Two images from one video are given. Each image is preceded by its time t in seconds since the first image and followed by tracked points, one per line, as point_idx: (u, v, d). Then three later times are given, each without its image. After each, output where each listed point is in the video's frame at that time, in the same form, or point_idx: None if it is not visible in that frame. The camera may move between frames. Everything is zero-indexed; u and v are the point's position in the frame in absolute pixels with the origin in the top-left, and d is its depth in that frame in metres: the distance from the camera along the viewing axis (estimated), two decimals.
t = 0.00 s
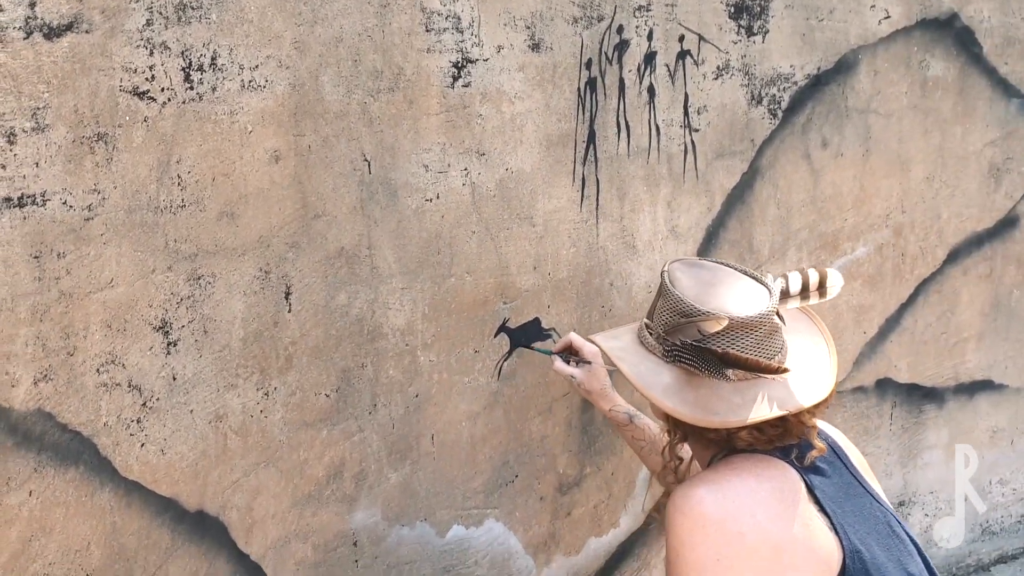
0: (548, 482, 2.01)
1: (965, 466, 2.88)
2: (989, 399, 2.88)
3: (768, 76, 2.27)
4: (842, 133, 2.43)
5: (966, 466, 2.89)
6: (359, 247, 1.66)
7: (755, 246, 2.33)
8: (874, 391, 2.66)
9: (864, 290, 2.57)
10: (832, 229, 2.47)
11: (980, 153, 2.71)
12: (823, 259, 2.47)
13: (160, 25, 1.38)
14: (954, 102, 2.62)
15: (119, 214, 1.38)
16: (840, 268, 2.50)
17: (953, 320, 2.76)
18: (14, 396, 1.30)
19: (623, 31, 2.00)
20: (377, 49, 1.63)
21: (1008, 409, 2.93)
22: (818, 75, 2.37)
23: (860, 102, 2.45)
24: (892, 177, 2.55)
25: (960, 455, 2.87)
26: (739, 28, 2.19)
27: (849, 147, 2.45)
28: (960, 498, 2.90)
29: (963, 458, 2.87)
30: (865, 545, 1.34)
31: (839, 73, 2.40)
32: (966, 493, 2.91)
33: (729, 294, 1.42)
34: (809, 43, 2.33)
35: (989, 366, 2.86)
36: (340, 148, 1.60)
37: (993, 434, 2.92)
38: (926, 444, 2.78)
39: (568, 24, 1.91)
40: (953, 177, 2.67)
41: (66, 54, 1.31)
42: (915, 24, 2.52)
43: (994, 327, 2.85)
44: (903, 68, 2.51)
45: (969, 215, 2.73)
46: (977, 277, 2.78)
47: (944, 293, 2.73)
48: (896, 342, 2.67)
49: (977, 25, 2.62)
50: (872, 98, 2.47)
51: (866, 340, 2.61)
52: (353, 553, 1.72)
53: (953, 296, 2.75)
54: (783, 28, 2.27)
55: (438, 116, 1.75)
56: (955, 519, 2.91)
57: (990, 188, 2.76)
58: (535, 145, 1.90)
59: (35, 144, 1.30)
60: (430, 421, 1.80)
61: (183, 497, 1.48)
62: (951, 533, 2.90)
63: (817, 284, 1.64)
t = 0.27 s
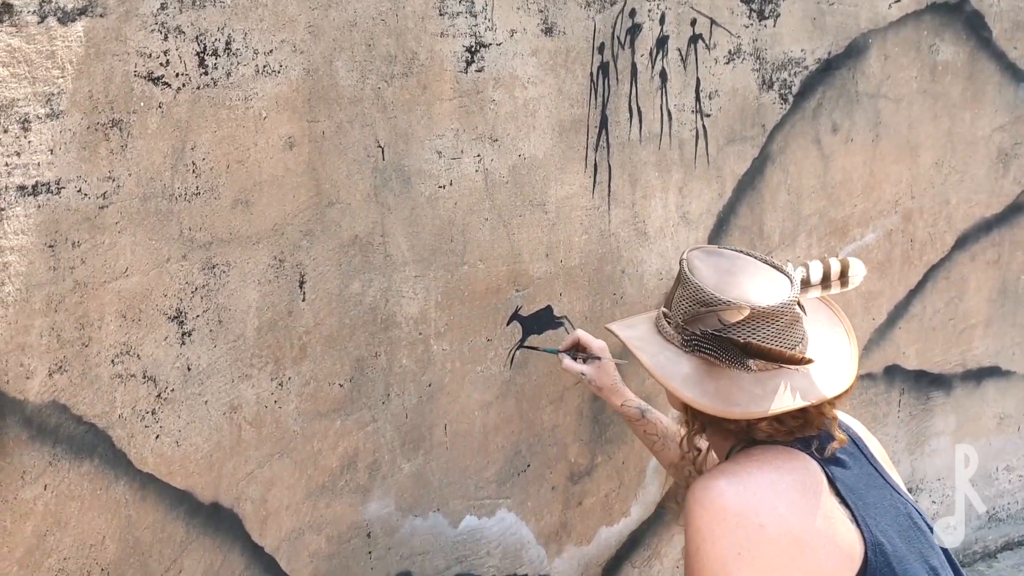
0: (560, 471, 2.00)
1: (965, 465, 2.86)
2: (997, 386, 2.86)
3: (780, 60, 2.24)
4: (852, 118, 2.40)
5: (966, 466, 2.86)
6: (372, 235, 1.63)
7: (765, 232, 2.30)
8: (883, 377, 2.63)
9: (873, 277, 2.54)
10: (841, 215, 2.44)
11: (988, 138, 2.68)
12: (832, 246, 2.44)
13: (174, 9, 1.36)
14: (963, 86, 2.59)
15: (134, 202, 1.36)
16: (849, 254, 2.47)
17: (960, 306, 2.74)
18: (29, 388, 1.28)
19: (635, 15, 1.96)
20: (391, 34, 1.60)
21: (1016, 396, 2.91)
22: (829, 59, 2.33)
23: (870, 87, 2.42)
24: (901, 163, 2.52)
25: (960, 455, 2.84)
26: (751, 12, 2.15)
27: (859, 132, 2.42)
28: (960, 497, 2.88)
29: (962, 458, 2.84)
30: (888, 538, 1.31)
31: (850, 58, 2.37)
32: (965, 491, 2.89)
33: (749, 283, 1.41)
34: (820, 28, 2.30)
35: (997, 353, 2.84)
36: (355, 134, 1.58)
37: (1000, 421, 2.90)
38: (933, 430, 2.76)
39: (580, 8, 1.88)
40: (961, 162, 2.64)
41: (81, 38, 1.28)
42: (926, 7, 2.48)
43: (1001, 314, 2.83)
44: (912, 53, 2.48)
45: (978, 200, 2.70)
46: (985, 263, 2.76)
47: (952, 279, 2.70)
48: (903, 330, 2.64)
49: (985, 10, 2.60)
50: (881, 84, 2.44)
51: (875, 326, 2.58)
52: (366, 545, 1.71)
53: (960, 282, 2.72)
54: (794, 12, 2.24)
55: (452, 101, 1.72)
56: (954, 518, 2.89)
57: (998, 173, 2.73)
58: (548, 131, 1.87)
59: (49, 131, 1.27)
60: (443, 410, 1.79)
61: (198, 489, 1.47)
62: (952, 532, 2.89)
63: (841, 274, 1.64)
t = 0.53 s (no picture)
0: (570, 468, 1.98)
1: (965, 465, 2.82)
2: (1002, 378, 2.84)
3: (788, 51, 2.21)
4: (859, 108, 2.37)
5: (966, 466, 2.82)
6: (384, 229, 1.61)
7: (772, 224, 2.27)
8: (889, 369, 2.61)
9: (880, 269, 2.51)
10: (848, 207, 2.41)
11: (994, 128, 2.65)
12: (839, 238, 2.41)
13: (185, 2, 1.33)
14: (969, 77, 2.57)
15: (146, 198, 1.33)
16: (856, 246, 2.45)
17: (966, 297, 2.72)
18: (41, 389, 1.26)
19: (644, 5, 1.93)
20: (402, 25, 1.58)
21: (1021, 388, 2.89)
22: (837, 50, 2.30)
23: (877, 78, 2.39)
24: (908, 154, 2.49)
25: (960, 455, 2.80)
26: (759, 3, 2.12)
27: (866, 122, 2.39)
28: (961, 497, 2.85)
29: (963, 457, 2.81)
30: (909, 537, 1.29)
31: (857, 48, 2.34)
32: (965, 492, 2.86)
33: (768, 279, 1.38)
34: (827, 18, 2.27)
35: (1003, 344, 2.82)
36: (366, 128, 1.55)
37: (1005, 412, 2.87)
38: (938, 422, 2.74)
39: None
40: (967, 153, 2.61)
41: (93, 31, 1.26)
42: None
43: (1007, 305, 2.81)
44: (919, 43, 2.45)
45: (984, 190, 2.67)
46: (990, 254, 2.74)
47: (957, 270, 2.68)
48: (908, 322, 2.62)
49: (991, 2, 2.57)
50: (888, 74, 2.41)
51: (881, 318, 2.56)
52: (378, 544, 1.69)
53: (966, 274, 2.70)
54: (802, 3, 2.21)
55: (463, 94, 1.69)
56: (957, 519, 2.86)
57: (1004, 163, 2.70)
58: (558, 123, 1.85)
59: (61, 126, 1.25)
60: (454, 407, 1.77)
61: (210, 490, 1.45)
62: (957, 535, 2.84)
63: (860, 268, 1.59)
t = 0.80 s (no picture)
0: (579, 463, 1.96)
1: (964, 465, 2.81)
2: (1006, 371, 2.83)
3: (794, 42, 2.19)
4: (865, 99, 2.35)
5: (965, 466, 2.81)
6: (394, 223, 1.59)
7: (779, 217, 2.25)
8: (895, 363, 2.58)
9: (886, 261, 2.49)
10: (854, 198, 2.38)
11: (998, 120, 2.64)
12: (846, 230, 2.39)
13: None
14: (974, 68, 2.55)
15: (157, 192, 1.31)
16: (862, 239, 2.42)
17: (971, 290, 2.70)
18: (51, 387, 1.24)
19: None
20: (412, 16, 1.56)
21: None
22: (843, 41, 2.28)
23: (882, 68, 2.37)
24: (914, 145, 2.47)
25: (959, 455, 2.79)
26: None
27: (872, 114, 2.37)
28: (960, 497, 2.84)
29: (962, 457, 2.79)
30: (929, 534, 1.29)
31: (863, 39, 2.32)
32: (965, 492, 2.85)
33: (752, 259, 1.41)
34: (833, 9, 2.25)
35: (1007, 337, 2.81)
36: (376, 121, 1.53)
37: (1009, 405, 2.86)
38: (943, 416, 2.71)
39: None
40: (972, 145, 2.60)
41: (104, 22, 1.24)
42: None
43: (1011, 298, 2.80)
44: (924, 34, 2.43)
45: (988, 182, 2.66)
46: (995, 247, 2.72)
47: (962, 263, 2.66)
48: (914, 315, 2.59)
49: None
50: (893, 65, 2.39)
51: (887, 311, 2.53)
52: (387, 542, 1.67)
53: (970, 266, 2.68)
54: None
55: (472, 86, 1.67)
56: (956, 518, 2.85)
57: (1007, 155, 2.69)
58: (566, 115, 1.82)
59: (72, 119, 1.23)
60: (463, 402, 1.75)
61: (221, 489, 1.43)
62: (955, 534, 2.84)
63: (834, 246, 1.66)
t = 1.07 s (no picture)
0: (580, 458, 1.95)
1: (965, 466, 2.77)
2: (1004, 365, 2.83)
3: (796, 34, 2.17)
4: (866, 92, 2.34)
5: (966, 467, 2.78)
6: (397, 217, 1.57)
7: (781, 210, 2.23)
8: (895, 357, 2.57)
9: (886, 255, 2.48)
10: (855, 191, 2.37)
11: (998, 112, 2.63)
12: (846, 224, 2.37)
13: None
14: (975, 60, 2.54)
15: (159, 186, 1.30)
16: (862, 233, 2.41)
17: (970, 283, 2.69)
18: (53, 383, 1.23)
19: None
20: (415, 7, 1.54)
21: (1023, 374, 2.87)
22: (844, 33, 2.27)
23: (883, 60, 2.35)
24: (914, 138, 2.46)
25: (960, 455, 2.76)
26: None
27: (873, 106, 2.36)
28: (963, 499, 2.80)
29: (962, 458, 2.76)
30: (939, 530, 1.29)
31: (864, 31, 2.30)
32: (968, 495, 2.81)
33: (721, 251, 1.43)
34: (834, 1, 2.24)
35: (1006, 330, 2.80)
36: (378, 113, 1.52)
37: (1008, 399, 2.86)
38: (943, 409, 2.70)
39: None
40: (972, 138, 2.59)
41: (106, 12, 1.22)
42: None
43: (1010, 291, 2.79)
44: (925, 26, 2.42)
45: (988, 175, 2.65)
46: (994, 240, 2.72)
47: (961, 256, 2.65)
48: (914, 309, 2.58)
49: None
50: (894, 58, 2.37)
51: (887, 305, 2.52)
52: (390, 539, 1.66)
53: (970, 259, 2.68)
54: None
55: (476, 78, 1.65)
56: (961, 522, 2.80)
57: (1007, 148, 2.68)
58: (569, 108, 1.81)
59: (74, 111, 1.21)
60: (465, 398, 1.74)
61: (224, 486, 1.42)
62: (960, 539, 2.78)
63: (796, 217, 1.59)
